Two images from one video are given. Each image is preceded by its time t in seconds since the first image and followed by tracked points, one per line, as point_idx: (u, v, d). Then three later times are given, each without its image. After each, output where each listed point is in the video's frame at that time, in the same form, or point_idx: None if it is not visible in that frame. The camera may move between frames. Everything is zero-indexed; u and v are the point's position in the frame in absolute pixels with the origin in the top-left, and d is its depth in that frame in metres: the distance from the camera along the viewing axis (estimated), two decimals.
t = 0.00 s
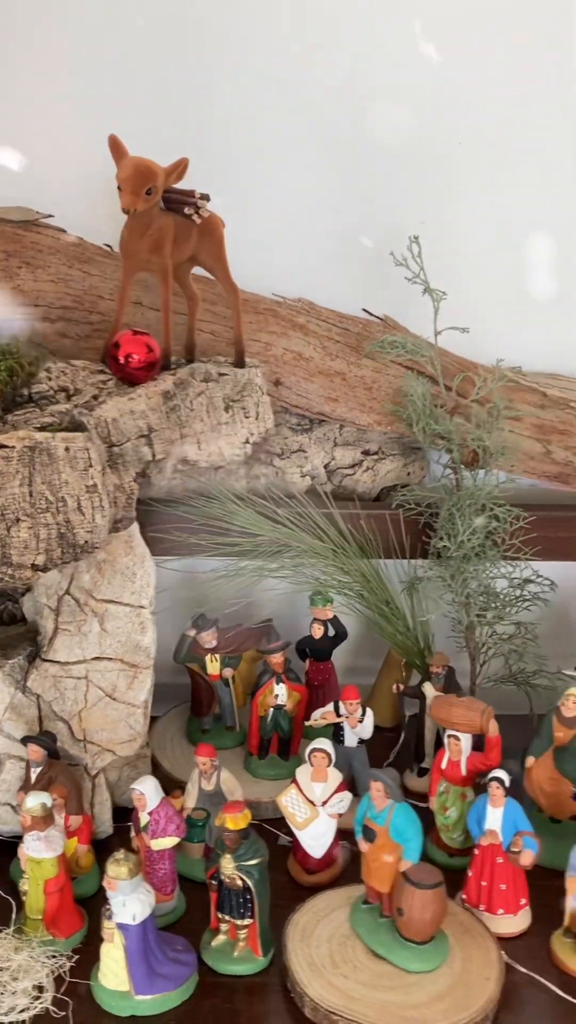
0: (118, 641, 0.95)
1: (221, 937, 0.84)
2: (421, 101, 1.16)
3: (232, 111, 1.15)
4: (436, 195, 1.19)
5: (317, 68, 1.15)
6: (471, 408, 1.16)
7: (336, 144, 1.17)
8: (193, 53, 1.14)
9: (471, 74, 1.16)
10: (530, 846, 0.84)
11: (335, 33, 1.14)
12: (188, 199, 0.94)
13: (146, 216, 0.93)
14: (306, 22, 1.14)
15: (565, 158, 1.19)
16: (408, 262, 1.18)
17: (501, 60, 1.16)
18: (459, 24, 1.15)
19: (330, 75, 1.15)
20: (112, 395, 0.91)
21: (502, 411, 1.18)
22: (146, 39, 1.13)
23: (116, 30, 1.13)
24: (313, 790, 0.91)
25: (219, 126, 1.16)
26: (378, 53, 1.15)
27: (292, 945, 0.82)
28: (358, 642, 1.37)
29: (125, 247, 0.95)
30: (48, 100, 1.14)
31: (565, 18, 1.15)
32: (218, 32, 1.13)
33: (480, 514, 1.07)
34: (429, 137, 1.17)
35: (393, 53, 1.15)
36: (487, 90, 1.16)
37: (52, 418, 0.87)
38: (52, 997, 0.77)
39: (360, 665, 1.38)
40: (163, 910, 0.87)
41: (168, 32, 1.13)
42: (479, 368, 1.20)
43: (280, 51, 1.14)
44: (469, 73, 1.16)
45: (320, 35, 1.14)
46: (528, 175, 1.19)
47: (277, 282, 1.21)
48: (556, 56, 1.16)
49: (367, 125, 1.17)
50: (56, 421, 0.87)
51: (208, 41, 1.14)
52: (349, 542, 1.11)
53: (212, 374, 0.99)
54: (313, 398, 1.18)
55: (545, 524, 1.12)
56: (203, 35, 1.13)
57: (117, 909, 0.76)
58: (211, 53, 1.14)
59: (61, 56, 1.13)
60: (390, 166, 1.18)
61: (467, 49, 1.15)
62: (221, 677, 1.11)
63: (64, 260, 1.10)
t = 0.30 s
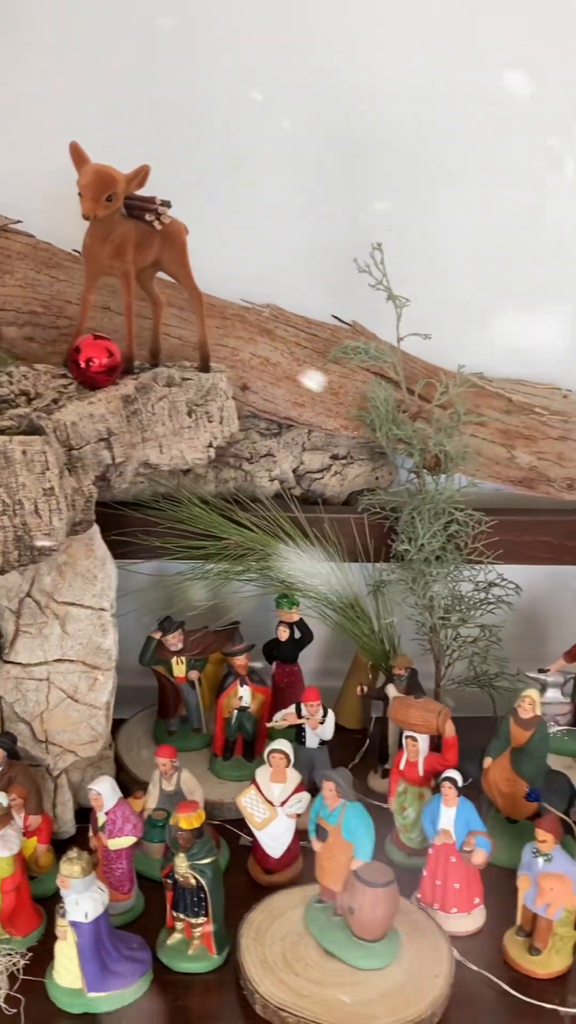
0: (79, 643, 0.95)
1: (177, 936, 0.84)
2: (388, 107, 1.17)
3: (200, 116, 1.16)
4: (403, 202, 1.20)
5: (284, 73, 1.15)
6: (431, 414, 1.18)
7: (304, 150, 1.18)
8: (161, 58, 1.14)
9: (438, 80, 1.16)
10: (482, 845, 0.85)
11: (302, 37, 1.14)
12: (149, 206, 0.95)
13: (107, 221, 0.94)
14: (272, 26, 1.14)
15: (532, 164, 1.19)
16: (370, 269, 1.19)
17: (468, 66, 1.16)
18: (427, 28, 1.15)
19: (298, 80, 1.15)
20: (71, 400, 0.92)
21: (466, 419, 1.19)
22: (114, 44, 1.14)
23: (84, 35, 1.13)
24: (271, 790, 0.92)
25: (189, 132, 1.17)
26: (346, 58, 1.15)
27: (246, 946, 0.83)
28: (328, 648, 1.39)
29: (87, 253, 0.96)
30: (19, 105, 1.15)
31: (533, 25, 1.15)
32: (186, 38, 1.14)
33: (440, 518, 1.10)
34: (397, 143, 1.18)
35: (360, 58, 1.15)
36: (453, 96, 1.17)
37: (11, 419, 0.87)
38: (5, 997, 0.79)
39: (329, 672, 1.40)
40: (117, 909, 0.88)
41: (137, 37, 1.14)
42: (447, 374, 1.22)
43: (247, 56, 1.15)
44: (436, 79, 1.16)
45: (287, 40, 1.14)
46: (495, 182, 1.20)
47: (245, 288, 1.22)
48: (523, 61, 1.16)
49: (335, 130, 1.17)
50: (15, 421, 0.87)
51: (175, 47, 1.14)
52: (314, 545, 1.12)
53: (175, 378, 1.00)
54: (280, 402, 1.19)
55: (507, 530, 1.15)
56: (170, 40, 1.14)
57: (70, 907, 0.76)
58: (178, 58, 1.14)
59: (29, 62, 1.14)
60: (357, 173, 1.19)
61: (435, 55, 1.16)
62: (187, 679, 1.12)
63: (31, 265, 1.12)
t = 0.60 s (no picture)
0: (42, 646, 0.96)
1: (134, 936, 0.85)
2: (356, 115, 1.18)
3: (170, 122, 1.17)
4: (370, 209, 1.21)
5: (253, 80, 1.16)
6: (395, 420, 1.19)
7: (273, 157, 1.19)
8: (131, 64, 1.15)
9: (407, 88, 1.17)
10: (436, 846, 0.85)
11: (270, 45, 1.15)
12: (112, 214, 0.96)
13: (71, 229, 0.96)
14: (241, 33, 1.15)
15: (499, 173, 1.20)
16: (335, 278, 1.20)
17: (436, 76, 1.17)
18: (395, 37, 1.16)
19: (267, 87, 1.16)
20: (34, 407, 0.93)
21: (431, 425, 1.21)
22: (84, 49, 1.15)
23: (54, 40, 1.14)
24: (231, 792, 0.93)
25: (159, 139, 1.18)
26: (314, 65, 1.16)
27: (201, 946, 0.83)
28: (296, 655, 1.39)
29: (52, 260, 0.98)
30: None
31: (498, 36, 1.16)
32: (156, 45, 1.15)
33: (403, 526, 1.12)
34: (365, 150, 1.19)
35: (329, 65, 1.16)
36: (422, 105, 1.18)
37: None
38: None
39: (299, 677, 1.41)
40: (74, 910, 0.89)
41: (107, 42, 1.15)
42: (415, 378, 1.23)
43: (217, 63, 1.16)
44: (404, 87, 1.17)
45: (256, 47, 1.15)
46: (462, 191, 1.21)
47: (213, 296, 1.24)
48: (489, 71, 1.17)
49: (303, 137, 1.18)
50: None
51: (145, 52, 1.15)
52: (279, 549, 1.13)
53: (139, 383, 1.01)
54: (248, 408, 1.19)
55: (468, 535, 1.18)
56: (141, 46, 1.15)
57: (26, 907, 0.77)
58: (148, 64, 1.15)
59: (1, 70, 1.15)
60: (325, 181, 1.20)
61: (404, 63, 1.17)
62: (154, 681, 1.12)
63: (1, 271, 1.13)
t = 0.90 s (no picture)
0: (7, 648, 0.97)
1: (94, 936, 0.86)
2: (327, 121, 1.18)
3: (142, 126, 1.17)
4: (340, 217, 1.22)
5: (225, 86, 1.17)
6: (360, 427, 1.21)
7: (244, 163, 1.19)
8: (105, 69, 1.15)
9: (378, 96, 1.18)
10: (395, 849, 0.87)
11: (242, 52, 1.16)
12: (81, 221, 0.96)
13: (40, 237, 0.96)
14: (212, 39, 1.15)
15: (468, 182, 1.22)
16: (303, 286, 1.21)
17: (406, 84, 1.18)
18: (365, 45, 1.16)
19: (238, 93, 1.17)
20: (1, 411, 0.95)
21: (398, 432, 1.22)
22: (55, 52, 1.14)
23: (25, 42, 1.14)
24: (194, 795, 0.93)
25: (132, 144, 1.18)
26: (286, 71, 1.17)
27: (160, 945, 0.84)
28: (265, 659, 1.41)
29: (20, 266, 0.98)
30: None
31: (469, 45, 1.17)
32: (128, 51, 1.15)
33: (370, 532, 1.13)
34: (336, 157, 1.20)
35: (300, 73, 1.17)
36: (393, 114, 1.19)
37: None
38: None
39: (269, 680, 1.42)
40: (36, 910, 0.90)
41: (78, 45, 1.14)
42: (384, 384, 1.24)
43: (188, 68, 1.16)
44: (376, 96, 1.18)
45: (228, 53, 1.16)
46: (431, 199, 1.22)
47: (185, 300, 1.24)
48: (459, 81, 1.18)
49: (273, 144, 1.19)
50: None
51: (117, 57, 1.15)
52: (247, 553, 1.14)
53: (107, 390, 1.02)
54: (218, 412, 1.21)
55: (434, 538, 1.20)
56: (112, 50, 1.15)
57: None
58: (119, 67, 1.15)
59: None
60: (296, 187, 1.20)
61: (376, 71, 1.17)
62: (121, 687, 1.14)
63: None
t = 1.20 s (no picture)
0: None
1: (60, 936, 0.87)
2: (300, 129, 1.19)
3: (117, 132, 1.18)
4: (314, 223, 1.23)
5: (199, 93, 1.17)
6: (330, 433, 1.22)
7: (219, 170, 1.20)
8: (79, 75, 1.16)
9: (351, 104, 1.19)
10: (357, 853, 0.88)
11: (216, 59, 1.16)
12: (52, 230, 0.98)
13: (12, 244, 0.98)
14: (186, 46, 1.16)
15: (440, 191, 1.23)
16: (275, 294, 1.22)
17: (378, 93, 1.19)
18: (338, 52, 1.17)
19: (213, 100, 1.18)
20: None
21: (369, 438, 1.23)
22: (29, 57, 1.15)
23: None
24: (161, 797, 0.94)
25: (104, 148, 1.18)
26: (259, 79, 1.17)
27: (124, 946, 0.85)
28: (239, 660, 1.41)
29: None
30: None
31: (440, 56, 1.18)
32: (102, 57, 1.16)
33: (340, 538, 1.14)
34: (309, 165, 1.21)
35: (273, 81, 1.17)
36: (366, 124, 1.20)
37: None
38: None
39: (242, 682, 1.43)
40: (3, 910, 0.91)
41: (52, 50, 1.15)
42: (357, 390, 1.25)
43: (163, 75, 1.16)
44: (349, 104, 1.19)
45: (203, 60, 1.16)
46: (404, 207, 1.23)
47: (159, 305, 1.25)
48: (431, 90, 1.19)
49: (247, 151, 1.20)
50: None
51: (92, 62, 1.16)
52: (218, 557, 1.15)
53: (79, 394, 1.03)
54: (191, 417, 1.22)
55: (403, 545, 1.20)
56: (86, 55, 1.15)
57: None
58: (93, 73, 1.16)
59: None
60: (270, 195, 1.21)
61: (349, 81, 1.18)
62: (92, 687, 1.15)
63: None
